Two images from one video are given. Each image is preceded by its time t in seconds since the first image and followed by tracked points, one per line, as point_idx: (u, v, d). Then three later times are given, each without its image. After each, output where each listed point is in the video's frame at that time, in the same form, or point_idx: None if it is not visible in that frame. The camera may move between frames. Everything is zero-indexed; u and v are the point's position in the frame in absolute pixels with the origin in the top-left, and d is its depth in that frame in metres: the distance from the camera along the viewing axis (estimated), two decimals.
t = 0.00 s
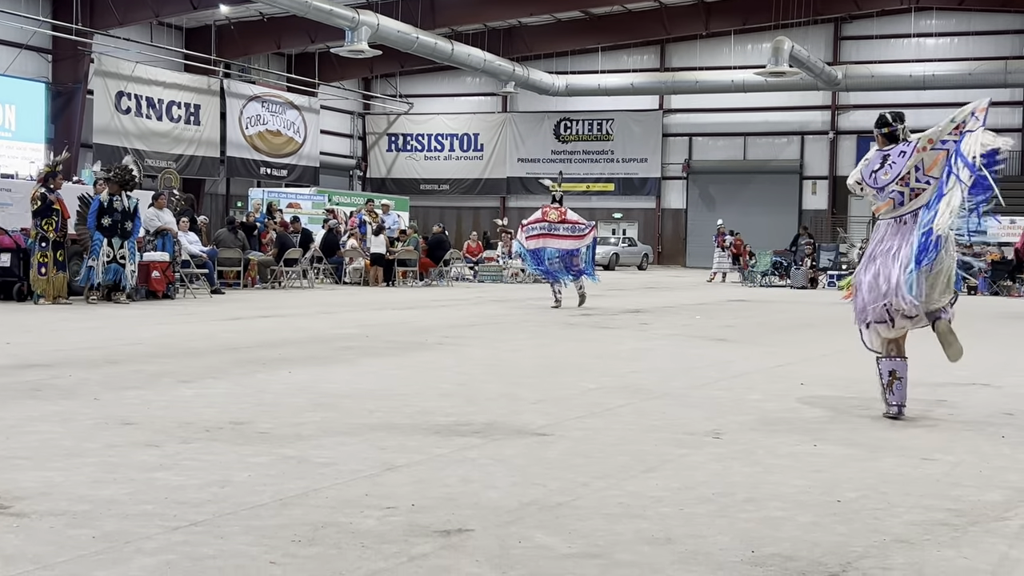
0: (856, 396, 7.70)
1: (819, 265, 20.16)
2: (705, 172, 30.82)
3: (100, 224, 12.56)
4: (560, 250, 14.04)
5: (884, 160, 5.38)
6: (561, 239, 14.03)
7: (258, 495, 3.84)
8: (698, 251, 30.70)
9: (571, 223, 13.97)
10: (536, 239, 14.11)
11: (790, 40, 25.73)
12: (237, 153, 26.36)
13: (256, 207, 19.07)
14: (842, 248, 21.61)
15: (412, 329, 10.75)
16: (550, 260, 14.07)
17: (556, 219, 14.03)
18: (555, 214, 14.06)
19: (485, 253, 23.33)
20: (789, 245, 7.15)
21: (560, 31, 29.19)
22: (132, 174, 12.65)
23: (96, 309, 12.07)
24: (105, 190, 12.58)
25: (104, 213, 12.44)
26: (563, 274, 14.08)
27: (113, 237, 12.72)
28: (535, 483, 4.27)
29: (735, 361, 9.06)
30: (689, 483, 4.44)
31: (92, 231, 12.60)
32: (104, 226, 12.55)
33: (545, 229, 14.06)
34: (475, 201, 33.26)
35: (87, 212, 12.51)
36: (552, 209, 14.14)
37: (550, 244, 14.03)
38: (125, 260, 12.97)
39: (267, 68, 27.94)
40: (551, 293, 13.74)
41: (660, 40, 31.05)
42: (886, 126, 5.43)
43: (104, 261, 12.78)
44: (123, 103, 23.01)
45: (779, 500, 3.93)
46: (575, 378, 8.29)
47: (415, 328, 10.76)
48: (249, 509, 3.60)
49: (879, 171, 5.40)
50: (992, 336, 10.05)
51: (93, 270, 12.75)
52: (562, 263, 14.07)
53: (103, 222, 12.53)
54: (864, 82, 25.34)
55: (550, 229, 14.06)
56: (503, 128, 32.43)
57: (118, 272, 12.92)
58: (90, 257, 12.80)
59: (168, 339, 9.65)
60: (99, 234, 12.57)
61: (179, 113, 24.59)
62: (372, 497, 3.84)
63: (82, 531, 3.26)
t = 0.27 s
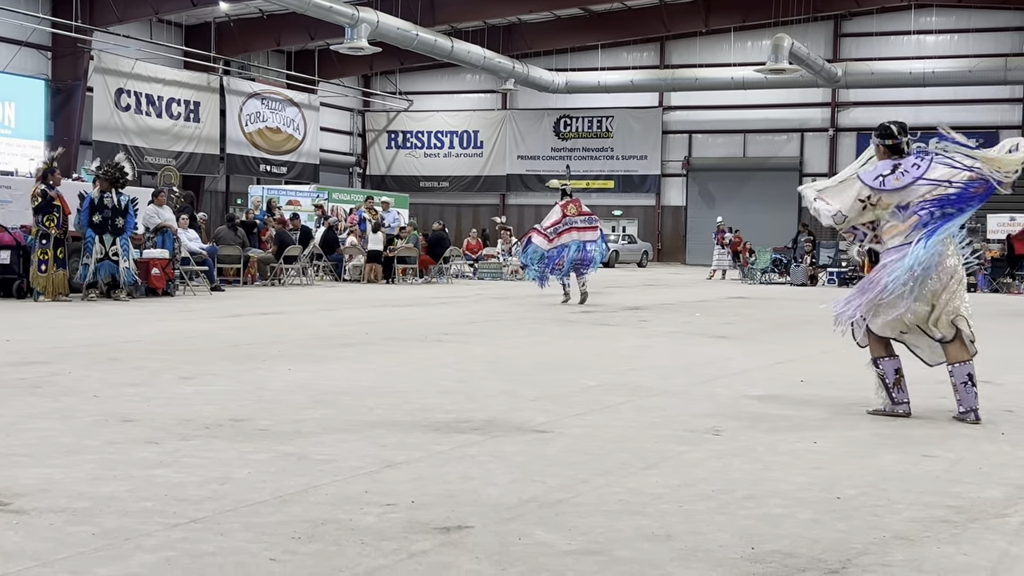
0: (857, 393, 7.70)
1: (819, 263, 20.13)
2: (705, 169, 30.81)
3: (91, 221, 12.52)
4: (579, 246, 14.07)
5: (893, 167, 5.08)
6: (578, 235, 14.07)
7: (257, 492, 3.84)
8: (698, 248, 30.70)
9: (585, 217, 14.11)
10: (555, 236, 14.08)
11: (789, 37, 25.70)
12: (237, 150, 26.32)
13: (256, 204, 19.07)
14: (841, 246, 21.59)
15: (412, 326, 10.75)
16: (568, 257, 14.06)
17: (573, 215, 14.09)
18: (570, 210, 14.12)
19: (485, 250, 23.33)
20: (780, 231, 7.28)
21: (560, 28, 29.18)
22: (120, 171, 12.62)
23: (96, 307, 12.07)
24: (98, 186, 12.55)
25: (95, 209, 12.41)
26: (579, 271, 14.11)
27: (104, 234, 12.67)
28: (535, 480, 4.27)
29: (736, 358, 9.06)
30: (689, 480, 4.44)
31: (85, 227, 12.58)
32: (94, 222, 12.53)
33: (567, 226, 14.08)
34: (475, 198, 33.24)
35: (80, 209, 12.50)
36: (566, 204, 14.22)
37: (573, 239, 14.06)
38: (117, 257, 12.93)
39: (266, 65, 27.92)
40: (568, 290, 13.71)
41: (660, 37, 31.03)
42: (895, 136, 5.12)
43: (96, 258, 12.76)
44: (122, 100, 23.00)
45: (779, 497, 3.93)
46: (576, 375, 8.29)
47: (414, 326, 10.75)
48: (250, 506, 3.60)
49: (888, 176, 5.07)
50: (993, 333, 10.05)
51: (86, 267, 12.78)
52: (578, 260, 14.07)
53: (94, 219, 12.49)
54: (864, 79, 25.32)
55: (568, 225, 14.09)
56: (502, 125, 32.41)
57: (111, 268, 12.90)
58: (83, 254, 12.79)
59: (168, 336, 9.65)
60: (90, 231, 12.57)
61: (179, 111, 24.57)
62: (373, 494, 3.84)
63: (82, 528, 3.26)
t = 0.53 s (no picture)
0: (857, 392, 7.70)
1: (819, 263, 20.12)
2: (704, 168, 30.80)
3: (82, 219, 12.50)
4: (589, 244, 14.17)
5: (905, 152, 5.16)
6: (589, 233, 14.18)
7: (257, 491, 3.84)
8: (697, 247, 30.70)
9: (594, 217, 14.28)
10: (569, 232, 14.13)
11: (789, 36, 25.68)
12: (236, 149, 26.28)
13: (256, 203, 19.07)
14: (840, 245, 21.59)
15: (412, 325, 10.75)
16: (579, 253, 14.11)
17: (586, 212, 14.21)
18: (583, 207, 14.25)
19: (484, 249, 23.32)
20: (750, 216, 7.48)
21: (559, 26, 29.18)
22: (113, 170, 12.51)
23: (95, 305, 12.07)
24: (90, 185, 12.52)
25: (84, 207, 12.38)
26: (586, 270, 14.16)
27: (95, 232, 12.62)
28: (534, 480, 4.28)
29: (735, 357, 9.07)
30: (689, 480, 4.45)
31: (77, 225, 12.57)
32: (84, 220, 12.50)
33: (582, 222, 14.17)
34: (474, 196, 33.23)
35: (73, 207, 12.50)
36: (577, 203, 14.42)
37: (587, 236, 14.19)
38: (108, 257, 12.83)
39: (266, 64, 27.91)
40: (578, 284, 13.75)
41: (659, 36, 31.02)
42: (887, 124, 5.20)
43: (85, 256, 12.71)
44: (122, 99, 22.98)
45: (778, 496, 3.93)
46: (575, 374, 8.29)
47: (414, 324, 10.75)
48: (249, 506, 3.60)
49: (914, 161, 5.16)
50: (992, 333, 10.06)
51: (78, 264, 12.77)
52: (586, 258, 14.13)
53: (84, 217, 12.46)
54: (864, 78, 25.28)
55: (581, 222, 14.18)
56: (502, 124, 32.39)
57: (103, 268, 12.81)
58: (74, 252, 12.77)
59: (167, 335, 9.65)
60: (81, 229, 12.55)
61: (178, 109, 24.55)
62: (372, 494, 3.84)
63: (81, 527, 3.26)
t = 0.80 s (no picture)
0: (857, 393, 7.70)
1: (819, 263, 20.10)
2: (703, 168, 30.83)
3: (79, 219, 12.50)
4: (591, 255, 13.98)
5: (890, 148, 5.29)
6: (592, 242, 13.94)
7: (256, 491, 3.84)
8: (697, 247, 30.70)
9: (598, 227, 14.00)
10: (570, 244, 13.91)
11: (788, 36, 25.66)
12: (236, 149, 26.25)
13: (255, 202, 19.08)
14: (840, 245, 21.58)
15: (412, 324, 10.75)
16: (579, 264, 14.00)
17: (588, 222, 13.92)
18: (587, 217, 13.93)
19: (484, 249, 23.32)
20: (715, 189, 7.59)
21: (559, 26, 29.19)
22: (110, 171, 12.52)
23: (95, 305, 12.07)
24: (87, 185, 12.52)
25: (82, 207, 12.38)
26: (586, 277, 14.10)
27: (91, 232, 12.60)
28: (533, 479, 4.28)
29: (735, 357, 9.07)
30: (688, 479, 4.45)
31: (73, 225, 12.55)
32: (81, 220, 12.50)
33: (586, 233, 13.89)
34: (474, 196, 33.23)
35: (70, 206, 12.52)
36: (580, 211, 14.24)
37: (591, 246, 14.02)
38: (103, 256, 12.79)
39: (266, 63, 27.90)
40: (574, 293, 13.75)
41: (659, 36, 31.01)
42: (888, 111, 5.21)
43: (82, 256, 12.70)
44: (122, 99, 22.97)
45: (778, 496, 3.93)
46: (575, 374, 8.30)
47: (414, 324, 10.76)
48: (249, 505, 3.60)
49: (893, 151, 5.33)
50: (992, 333, 10.06)
51: (74, 264, 12.76)
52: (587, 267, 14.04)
53: (81, 216, 12.46)
54: (863, 77, 25.28)
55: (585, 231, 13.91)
56: (501, 123, 32.39)
57: (96, 266, 12.79)
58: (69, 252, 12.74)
59: (167, 334, 9.65)
60: (77, 228, 12.51)
61: (177, 109, 24.54)
62: (371, 493, 3.84)
63: (80, 527, 3.26)
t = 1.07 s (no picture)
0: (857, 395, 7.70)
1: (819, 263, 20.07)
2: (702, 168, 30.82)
3: (76, 220, 12.46)
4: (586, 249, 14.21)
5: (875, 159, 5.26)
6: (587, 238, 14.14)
7: (255, 491, 3.84)
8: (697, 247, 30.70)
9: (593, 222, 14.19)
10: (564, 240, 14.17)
11: (788, 36, 25.65)
12: (235, 149, 26.25)
13: (255, 202, 19.08)
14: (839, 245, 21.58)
15: (411, 325, 10.75)
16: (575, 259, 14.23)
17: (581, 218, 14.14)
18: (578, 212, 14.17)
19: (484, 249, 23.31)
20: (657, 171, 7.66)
21: (559, 27, 29.18)
22: (107, 171, 12.48)
23: (94, 305, 12.06)
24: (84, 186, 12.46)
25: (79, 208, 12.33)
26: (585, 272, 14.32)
27: (89, 232, 12.58)
28: (533, 479, 4.28)
29: (734, 357, 9.07)
30: (687, 479, 4.45)
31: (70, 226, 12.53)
32: (78, 220, 12.46)
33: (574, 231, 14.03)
34: (473, 196, 33.23)
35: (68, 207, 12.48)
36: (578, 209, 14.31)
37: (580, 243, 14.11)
38: (101, 255, 12.83)
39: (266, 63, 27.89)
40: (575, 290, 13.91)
41: (659, 36, 31.01)
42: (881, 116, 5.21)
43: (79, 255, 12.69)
44: (121, 99, 22.96)
45: (777, 496, 3.93)
46: (574, 374, 8.30)
47: (413, 325, 10.75)
48: (248, 505, 3.60)
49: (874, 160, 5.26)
50: (992, 333, 10.06)
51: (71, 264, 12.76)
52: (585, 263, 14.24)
53: (78, 217, 12.43)
54: (862, 78, 25.29)
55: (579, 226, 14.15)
56: (501, 124, 32.39)
57: (95, 266, 12.83)
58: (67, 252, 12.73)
59: (166, 334, 9.65)
60: (75, 229, 12.49)
61: (177, 109, 24.54)
62: (370, 494, 3.84)
63: (79, 527, 3.26)
